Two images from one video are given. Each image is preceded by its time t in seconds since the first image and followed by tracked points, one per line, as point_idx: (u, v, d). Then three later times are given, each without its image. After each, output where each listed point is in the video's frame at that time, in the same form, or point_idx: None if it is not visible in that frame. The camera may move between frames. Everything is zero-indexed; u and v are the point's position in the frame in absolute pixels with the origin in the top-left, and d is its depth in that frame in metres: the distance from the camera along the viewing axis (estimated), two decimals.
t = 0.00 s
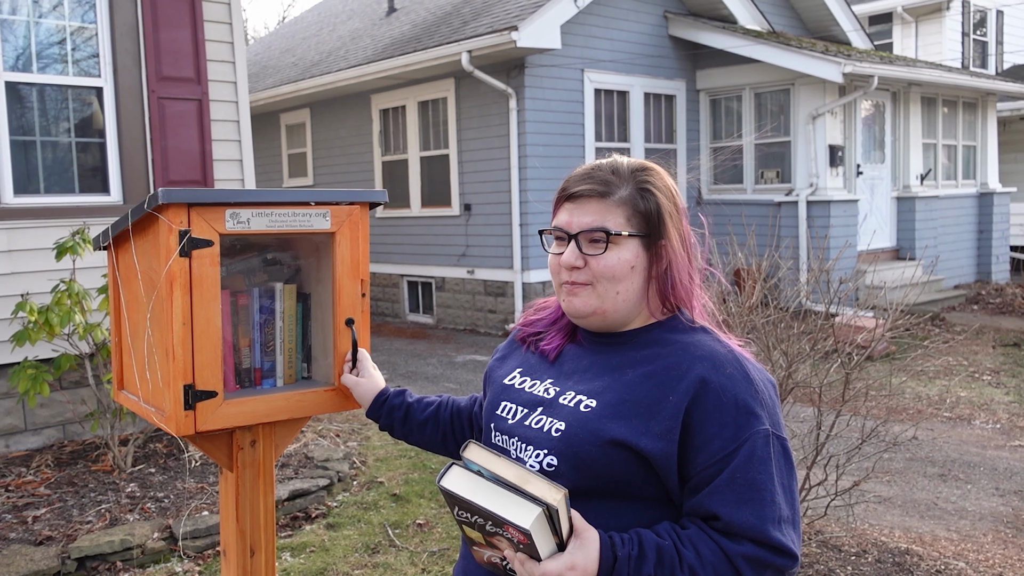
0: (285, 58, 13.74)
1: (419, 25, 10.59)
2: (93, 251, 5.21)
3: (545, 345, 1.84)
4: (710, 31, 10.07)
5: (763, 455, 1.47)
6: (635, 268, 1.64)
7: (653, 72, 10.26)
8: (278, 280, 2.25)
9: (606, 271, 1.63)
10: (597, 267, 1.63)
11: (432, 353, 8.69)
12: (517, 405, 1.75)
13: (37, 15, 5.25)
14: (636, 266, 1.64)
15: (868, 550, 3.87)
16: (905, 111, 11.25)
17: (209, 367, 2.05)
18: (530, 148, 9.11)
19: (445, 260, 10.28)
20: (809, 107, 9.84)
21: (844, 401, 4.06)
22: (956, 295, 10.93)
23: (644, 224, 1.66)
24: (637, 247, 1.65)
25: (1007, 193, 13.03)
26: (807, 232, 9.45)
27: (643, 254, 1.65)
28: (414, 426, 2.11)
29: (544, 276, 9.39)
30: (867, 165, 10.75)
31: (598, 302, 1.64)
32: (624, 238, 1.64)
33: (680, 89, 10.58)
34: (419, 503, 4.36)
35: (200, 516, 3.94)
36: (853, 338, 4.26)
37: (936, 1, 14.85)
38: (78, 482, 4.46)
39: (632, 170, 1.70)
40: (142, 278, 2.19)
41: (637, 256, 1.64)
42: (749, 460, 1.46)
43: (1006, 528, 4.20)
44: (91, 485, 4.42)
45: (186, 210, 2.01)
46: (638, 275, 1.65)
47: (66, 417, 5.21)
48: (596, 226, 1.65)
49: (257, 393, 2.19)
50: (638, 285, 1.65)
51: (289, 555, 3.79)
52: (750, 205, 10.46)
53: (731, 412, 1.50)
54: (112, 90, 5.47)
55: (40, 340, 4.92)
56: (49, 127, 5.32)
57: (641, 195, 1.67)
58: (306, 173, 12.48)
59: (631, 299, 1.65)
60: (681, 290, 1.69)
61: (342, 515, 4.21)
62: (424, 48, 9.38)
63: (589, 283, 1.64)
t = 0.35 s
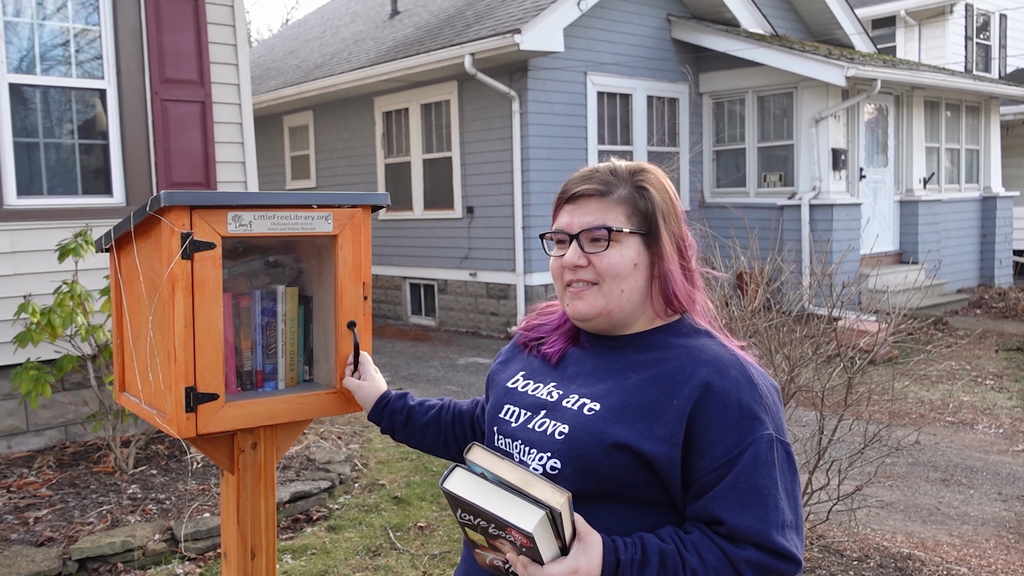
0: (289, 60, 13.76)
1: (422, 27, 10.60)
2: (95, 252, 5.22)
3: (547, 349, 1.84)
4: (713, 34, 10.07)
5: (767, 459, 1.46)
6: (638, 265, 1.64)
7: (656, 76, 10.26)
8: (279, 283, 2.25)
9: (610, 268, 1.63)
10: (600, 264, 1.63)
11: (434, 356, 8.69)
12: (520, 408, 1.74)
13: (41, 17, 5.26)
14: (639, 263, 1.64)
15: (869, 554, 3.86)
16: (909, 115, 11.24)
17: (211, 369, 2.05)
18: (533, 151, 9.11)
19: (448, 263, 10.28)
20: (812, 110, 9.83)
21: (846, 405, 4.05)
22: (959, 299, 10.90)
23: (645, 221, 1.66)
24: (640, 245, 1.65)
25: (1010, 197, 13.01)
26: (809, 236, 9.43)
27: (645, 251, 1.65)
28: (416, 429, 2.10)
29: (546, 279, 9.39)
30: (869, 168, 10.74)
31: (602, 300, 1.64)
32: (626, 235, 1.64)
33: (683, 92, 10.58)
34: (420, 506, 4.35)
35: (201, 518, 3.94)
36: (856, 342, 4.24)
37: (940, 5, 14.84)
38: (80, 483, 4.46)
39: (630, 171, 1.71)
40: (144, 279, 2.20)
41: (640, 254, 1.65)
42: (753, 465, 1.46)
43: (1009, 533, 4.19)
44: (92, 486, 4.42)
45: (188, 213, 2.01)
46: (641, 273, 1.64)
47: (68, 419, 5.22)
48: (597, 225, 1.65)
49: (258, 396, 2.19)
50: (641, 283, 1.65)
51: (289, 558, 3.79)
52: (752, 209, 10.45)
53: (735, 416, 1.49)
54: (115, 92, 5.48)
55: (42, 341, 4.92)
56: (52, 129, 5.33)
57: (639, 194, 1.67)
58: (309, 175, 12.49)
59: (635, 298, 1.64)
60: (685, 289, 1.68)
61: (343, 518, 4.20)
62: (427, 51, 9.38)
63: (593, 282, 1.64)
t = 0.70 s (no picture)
0: (293, 65, 13.79)
1: (426, 32, 10.62)
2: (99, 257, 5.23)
3: (539, 360, 1.84)
4: (717, 38, 10.07)
5: (759, 434, 1.45)
6: (603, 249, 1.68)
7: (660, 80, 10.26)
8: (282, 288, 2.25)
9: (579, 257, 1.66)
10: (569, 257, 1.67)
11: (437, 360, 8.69)
12: (517, 415, 1.74)
13: (47, 21, 5.27)
14: (603, 246, 1.69)
15: (874, 560, 3.84)
16: (913, 119, 11.22)
17: (213, 374, 2.05)
18: (537, 155, 9.10)
19: (451, 267, 10.28)
20: (817, 115, 9.83)
21: (851, 411, 4.03)
22: (963, 304, 10.87)
23: (593, 211, 1.72)
24: (598, 231, 1.70)
25: (1015, 202, 12.98)
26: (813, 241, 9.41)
27: (605, 236, 1.70)
28: (423, 443, 2.11)
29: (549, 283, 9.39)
30: (874, 173, 10.72)
31: (583, 289, 1.66)
32: (582, 224, 1.69)
33: (687, 96, 10.57)
34: (423, 510, 4.34)
35: (204, 523, 3.94)
36: (860, 347, 4.23)
37: (945, 9, 14.82)
38: (83, 487, 4.47)
39: (564, 181, 1.80)
40: (145, 284, 2.20)
41: (601, 238, 1.70)
42: (745, 439, 1.44)
43: (1014, 539, 4.17)
44: (96, 490, 4.42)
45: (191, 218, 2.01)
46: (609, 256, 1.68)
47: (72, 423, 5.22)
48: (551, 227, 1.72)
49: (261, 402, 2.19)
50: (612, 267, 1.68)
51: (292, 562, 3.78)
52: (756, 213, 10.44)
53: (723, 395, 1.48)
54: (119, 96, 5.49)
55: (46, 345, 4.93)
56: (57, 133, 5.34)
57: (578, 192, 1.76)
58: (313, 179, 12.51)
59: (610, 279, 1.67)
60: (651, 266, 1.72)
61: (346, 523, 4.20)
62: (431, 55, 9.39)
63: (569, 277, 1.67)
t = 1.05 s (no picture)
0: (300, 69, 13.83)
1: (432, 37, 10.64)
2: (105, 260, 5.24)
3: (539, 368, 1.83)
4: (723, 44, 10.06)
5: (764, 434, 1.45)
6: (605, 256, 1.68)
7: (666, 85, 10.26)
8: (286, 292, 2.25)
9: (581, 264, 1.66)
10: (571, 263, 1.67)
11: (442, 364, 8.69)
12: (520, 422, 1.73)
13: (55, 26, 5.30)
14: (606, 254, 1.69)
15: (879, 568, 3.83)
16: (920, 125, 11.21)
17: (216, 377, 2.06)
18: (542, 160, 9.11)
19: (456, 272, 10.29)
20: (823, 120, 9.82)
21: (856, 418, 4.01)
22: (970, 311, 10.83)
23: (596, 218, 1.73)
24: (601, 238, 1.70)
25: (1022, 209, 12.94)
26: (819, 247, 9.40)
27: (607, 243, 1.70)
28: (428, 452, 2.12)
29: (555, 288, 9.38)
30: (880, 179, 10.69)
31: (585, 295, 1.65)
32: (584, 230, 1.69)
33: (693, 101, 10.57)
34: (427, 515, 4.34)
35: (207, 526, 3.94)
36: (866, 354, 4.22)
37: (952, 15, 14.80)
38: (88, 490, 4.47)
39: (566, 188, 1.81)
40: (150, 288, 2.20)
41: (603, 245, 1.69)
42: (751, 440, 1.44)
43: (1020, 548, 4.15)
44: (100, 493, 4.42)
45: (195, 222, 2.02)
46: (612, 263, 1.68)
47: (77, 425, 5.23)
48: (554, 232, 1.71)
49: (265, 406, 2.19)
50: (614, 274, 1.68)
51: (295, 567, 3.78)
52: (762, 219, 10.42)
53: (728, 396, 1.48)
54: (126, 100, 5.51)
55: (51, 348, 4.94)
56: (65, 137, 5.36)
57: (581, 198, 1.76)
58: (319, 183, 12.53)
59: (611, 287, 1.67)
60: (652, 275, 1.72)
61: (350, 527, 4.19)
62: (437, 60, 9.41)
63: (572, 282, 1.66)
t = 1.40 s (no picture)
0: (306, 75, 13.87)
1: (439, 43, 10.67)
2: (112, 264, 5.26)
3: (550, 372, 1.83)
4: (730, 50, 10.06)
5: (771, 446, 1.44)
6: (627, 265, 1.68)
7: (672, 91, 10.26)
8: (293, 297, 2.26)
9: (602, 270, 1.66)
10: (592, 267, 1.66)
11: (448, 369, 8.68)
12: (529, 427, 1.73)
13: (64, 31, 5.32)
14: (629, 264, 1.68)
15: None
16: (926, 132, 11.18)
17: (222, 381, 2.06)
18: (548, 165, 9.11)
19: (462, 277, 10.29)
20: (829, 126, 9.81)
21: (862, 424, 4.00)
22: (978, 317, 10.79)
23: (624, 224, 1.71)
24: (625, 247, 1.69)
25: None
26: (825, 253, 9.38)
27: (631, 252, 1.69)
28: (438, 456, 2.11)
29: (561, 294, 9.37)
30: (887, 185, 10.67)
31: (600, 301, 1.65)
32: (611, 236, 1.68)
33: (699, 107, 10.57)
34: (432, 520, 4.33)
35: (213, 530, 3.94)
36: (872, 360, 4.20)
37: (959, 21, 14.78)
38: (94, 494, 4.48)
39: (600, 188, 1.79)
40: (156, 291, 2.21)
41: (627, 255, 1.69)
42: (758, 452, 1.43)
43: None
44: (106, 497, 4.43)
45: (202, 226, 2.02)
46: (631, 273, 1.68)
47: (83, 429, 5.24)
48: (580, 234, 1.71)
49: (270, 411, 2.19)
50: (632, 283, 1.68)
51: (301, 571, 3.78)
52: (768, 224, 10.41)
53: (737, 406, 1.47)
54: (134, 105, 5.53)
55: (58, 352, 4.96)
56: (73, 142, 5.38)
57: (613, 202, 1.75)
58: (325, 188, 12.56)
59: (629, 297, 1.66)
60: (671, 288, 1.71)
61: (355, 532, 4.19)
62: (443, 65, 9.42)
63: (588, 286, 1.66)
